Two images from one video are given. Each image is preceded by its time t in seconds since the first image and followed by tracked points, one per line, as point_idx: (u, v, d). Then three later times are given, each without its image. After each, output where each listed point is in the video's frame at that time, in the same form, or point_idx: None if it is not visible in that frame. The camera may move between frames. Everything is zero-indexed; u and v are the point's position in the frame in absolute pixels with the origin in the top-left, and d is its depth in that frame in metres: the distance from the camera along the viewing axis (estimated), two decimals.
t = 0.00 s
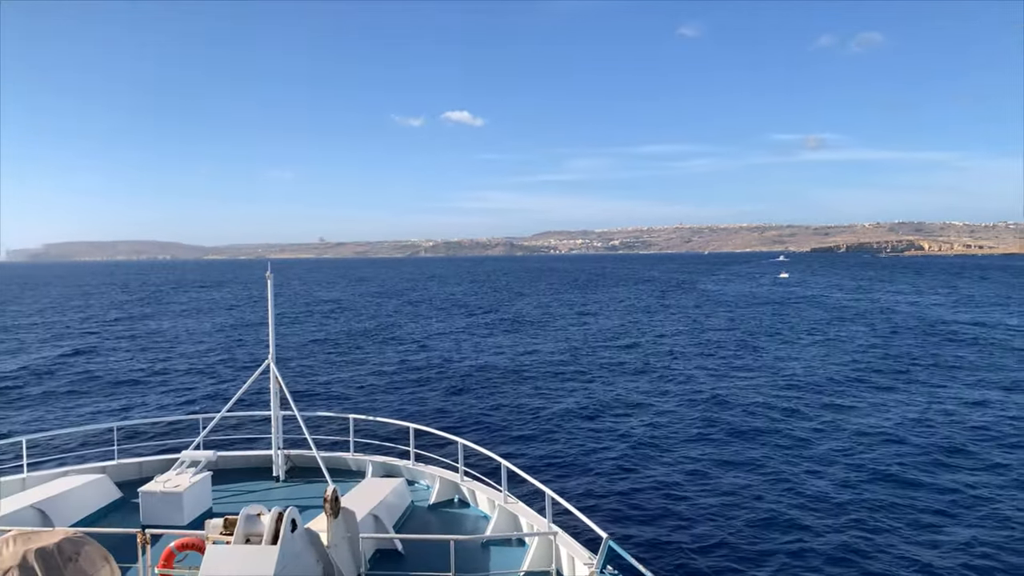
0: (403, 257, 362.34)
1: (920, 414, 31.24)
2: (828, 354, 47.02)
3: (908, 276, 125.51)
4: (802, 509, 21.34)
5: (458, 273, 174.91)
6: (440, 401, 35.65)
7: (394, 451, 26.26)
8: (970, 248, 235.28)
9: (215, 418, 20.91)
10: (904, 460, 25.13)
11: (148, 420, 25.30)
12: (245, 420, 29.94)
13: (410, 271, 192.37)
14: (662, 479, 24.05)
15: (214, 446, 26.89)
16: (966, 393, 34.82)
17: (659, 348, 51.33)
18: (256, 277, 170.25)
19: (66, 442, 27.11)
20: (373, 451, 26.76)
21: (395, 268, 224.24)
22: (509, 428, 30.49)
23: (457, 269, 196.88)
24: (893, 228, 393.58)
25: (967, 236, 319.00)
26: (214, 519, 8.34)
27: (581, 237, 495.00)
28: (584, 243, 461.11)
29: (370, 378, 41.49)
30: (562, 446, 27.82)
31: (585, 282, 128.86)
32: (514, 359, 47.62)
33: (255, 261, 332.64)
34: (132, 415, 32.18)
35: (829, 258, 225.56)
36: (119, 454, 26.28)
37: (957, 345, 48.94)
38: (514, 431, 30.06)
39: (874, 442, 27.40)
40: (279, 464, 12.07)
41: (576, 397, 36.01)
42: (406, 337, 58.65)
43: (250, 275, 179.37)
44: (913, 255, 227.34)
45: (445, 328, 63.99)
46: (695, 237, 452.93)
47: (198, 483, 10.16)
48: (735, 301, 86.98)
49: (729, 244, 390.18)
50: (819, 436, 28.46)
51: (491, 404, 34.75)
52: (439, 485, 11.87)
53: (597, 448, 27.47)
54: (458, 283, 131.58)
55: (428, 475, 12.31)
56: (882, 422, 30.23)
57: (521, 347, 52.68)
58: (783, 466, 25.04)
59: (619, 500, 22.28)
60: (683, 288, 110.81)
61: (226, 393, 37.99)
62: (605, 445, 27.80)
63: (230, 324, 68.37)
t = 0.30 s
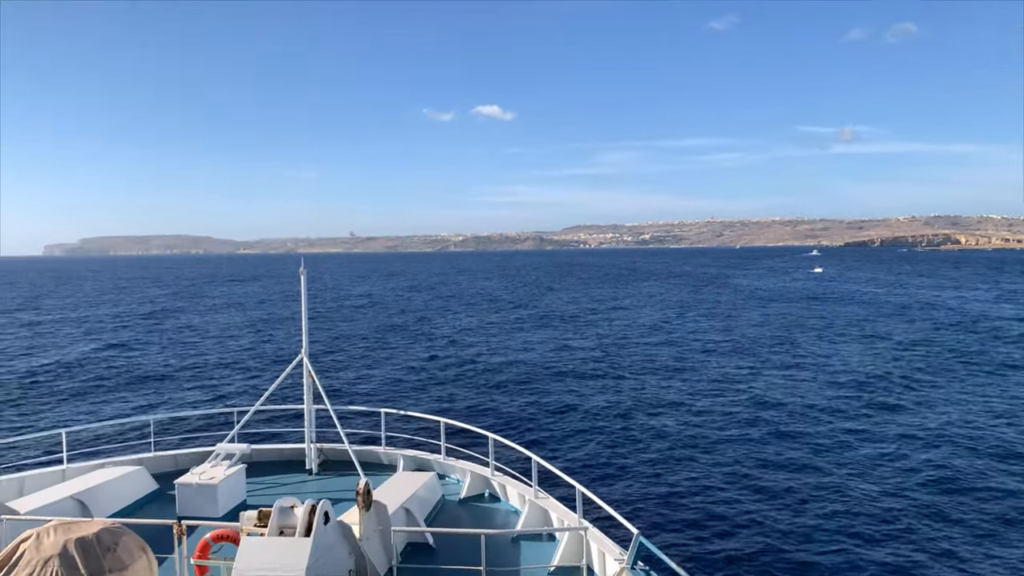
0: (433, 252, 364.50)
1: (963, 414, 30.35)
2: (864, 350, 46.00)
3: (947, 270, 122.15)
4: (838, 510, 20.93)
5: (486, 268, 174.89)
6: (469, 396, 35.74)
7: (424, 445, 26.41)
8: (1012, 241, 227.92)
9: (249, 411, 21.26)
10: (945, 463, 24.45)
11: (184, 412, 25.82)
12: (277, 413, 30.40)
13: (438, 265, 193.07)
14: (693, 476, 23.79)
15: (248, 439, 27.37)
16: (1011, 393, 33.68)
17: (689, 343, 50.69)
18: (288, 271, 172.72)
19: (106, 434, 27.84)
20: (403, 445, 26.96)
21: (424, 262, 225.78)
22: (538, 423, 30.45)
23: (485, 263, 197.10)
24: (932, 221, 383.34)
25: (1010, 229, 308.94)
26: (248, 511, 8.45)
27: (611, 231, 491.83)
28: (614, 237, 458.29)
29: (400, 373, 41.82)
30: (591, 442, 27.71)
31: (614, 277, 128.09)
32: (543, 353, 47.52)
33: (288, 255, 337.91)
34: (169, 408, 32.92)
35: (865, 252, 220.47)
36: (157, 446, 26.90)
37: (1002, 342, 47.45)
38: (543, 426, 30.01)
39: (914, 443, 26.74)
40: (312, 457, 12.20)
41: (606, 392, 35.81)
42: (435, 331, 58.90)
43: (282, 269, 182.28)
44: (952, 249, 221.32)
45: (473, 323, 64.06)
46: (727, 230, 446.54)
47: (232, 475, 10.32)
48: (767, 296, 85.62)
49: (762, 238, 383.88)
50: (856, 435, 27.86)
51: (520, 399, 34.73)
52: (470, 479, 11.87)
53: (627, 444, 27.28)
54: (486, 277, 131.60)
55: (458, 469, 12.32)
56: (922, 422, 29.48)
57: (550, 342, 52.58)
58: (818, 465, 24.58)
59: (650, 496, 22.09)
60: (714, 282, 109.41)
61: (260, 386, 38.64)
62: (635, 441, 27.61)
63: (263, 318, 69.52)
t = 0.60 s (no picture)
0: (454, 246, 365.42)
1: (995, 410, 29.68)
2: (893, 343, 45.24)
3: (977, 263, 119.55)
4: (866, 505, 20.62)
5: (506, 262, 174.79)
6: (491, 390, 35.79)
7: (447, 440, 26.53)
8: None
9: (274, 405, 21.52)
10: (976, 460, 23.93)
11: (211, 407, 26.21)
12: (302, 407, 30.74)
13: (459, 259, 193.36)
14: (718, 470, 23.59)
15: (273, 433, 27.71)
16: None
17: (712, 337, 50.22)
18: (312, 265, 174.86)
19: (135, 427, 28.39)
20: (425, 439, 27.09)
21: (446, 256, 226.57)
22: (560, 418, 30.40)
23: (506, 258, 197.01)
24: (963, 213, 375.18)
25: None
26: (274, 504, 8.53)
27: (632, 225, 489.07)
28: (635, 230, 455.34)
29: (423, 367, 42.04)
30: (613, 436, 27.58)
31: (636, 270, 127.45)
32: (564, 348, 47.39)
33: (311, 251, 341.12)
34: (196, 403, 33.45)
35: (893, 244, 216.66)
36: (185, 440, 27.35)
37: None
38: (565, 421, 29.95)
39: (944, 438, 26.26)
40: (335, 451, 12.27)
41: (628, 387, 35.60)
42: (456, 326, 59.05)
43: (306, 264, 184.47)
44: (982, 241, 216.20)
45: (494, 318, 64.06)
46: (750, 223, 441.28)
47: (256, 469, 10.42)
48: (791, 289, 84.56)
49: (786, 231, 378.65)
50: (883, 430, 27.40)
51: (541, 394, 34.70)
52: (492, 474, 11.87)
53: (650, 439, 27.12)
54: (506, 272, 131.52)
55: (481, 464, 12.32)
56: (953, 416, 28.92)
57: (571, 336, 52.41)
58: (846, 460, 24.24)
59: (672, 491, 21.95)
60: (738, 275, 108.24)
61: (284, 381, 39.11)
62: (658, 436, 27.43)
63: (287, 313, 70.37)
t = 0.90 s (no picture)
0: (471, 238, 365.69)
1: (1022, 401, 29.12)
2: (915, 334, 44.66)
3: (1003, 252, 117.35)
4: (887, 497, 20.40)
5: (523, 253, 174.56)
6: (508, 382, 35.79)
7: (464, 432, 26.61)
8: None
9: (293, 396, 21.72)
10: (1002, 453, 23.52)
11: (231, 398, 26.51)
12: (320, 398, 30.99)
13: (475, 251, 193.52)
14: (736, 462, 23.46)
15: (292, 425, 27.98)
16: None
17: (731, 328, 49.78)
18: (330, 258, 176.07)
19: (157, 419, 28.81)
20: (442, 431, 27.21)
21: (461, 247, 227.08)
22: (577, 410, 30.36)
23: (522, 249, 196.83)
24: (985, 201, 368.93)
25: None
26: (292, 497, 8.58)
27: (649, 215, 485.95)
28: (652, 220, 452.66)
29: (440, 359, 42.21)
30: (631, 428, 27.50)
31: (653, 261, 126.97)
32: (581, 339, 47.28)
33: (330, 242, 343.45)
34: (216, 394, 33.88)
35: (915, 233, 213.27)
36: (206, 431, 27.70)
37: None
38: (582, 413, 29.90)
39: (968, 431, 25.89)
40: (353, 444, 12.35)
41: (646, 379, 35.44)
42: (473, 317, 59.11)
43: (324, 256, 185.77)
44: (1007, 229, 212.19)
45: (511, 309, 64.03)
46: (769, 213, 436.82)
47: (275, 460, 10.50)
48: (811, 279, 83.74)
49: (805, 220, 374.35)
50: (907, 423, 27.01)
51: (558, 386, 34.65)
52: (509, 466, 11.86)
53: (667, 431, 27.00)
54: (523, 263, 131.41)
55: (498, 456, 12.32)
56: (977, 408, 28.50)
57: (588, 328, 52.27)
58: (867, 452, 23.98)
59: (690, 483, 21.85)
60: (757, 266, 107.35)
61: (303, 373, 39.47)
62: (676, 428, 27.30)
63: (306, 305, 70.98)
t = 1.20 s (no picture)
0: (485, 226, 365.75)
1: None
2: (935, 322, 44.14)
3: None
4: (905, 491, 20.26)
5: (536, 240, 174.29)
6: (522, 370, 35.88)
7: (479, 420, 26.70)
8: None
9: (309, 384, 21.91)
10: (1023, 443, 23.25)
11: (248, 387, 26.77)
12: (336, 386, 31.22)
13: (487, 239, 193.60)
14: (752, 452, 23.37)
15: (309, 412, 28.22)
16: None
17: (747, 316, 49.50)
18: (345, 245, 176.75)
19: (176, 407, 29.18)
20: (457, 419, 27.40)
21: (475, 235, 227.36)
22: (591, 398, 30.38)
23: (536, 237, 196.74)
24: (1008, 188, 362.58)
25: None
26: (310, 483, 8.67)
27: (664, 203, 482.88)
28: (667, 207, 449.82)
29: (455, 347, 42.31)
30: (645, 417, 27.50)
31: (668, 248, 126.31)
32: (595, 328, 47.19)
33: (344, 230, 344.60)
34: (234, 382, 34.21)
35: (935, 221, 210.32)
36: (223, 418, 28.04)
37: None
38: (597, 401, 29.91)
39: (988, 421, 25.61)
40: (369, 432, 12.40)
41: (661, 367, 35.33)
42: (487, 306, 59.23)
43: (339, 244, 186.56)
44: None
45: (526, 297, 64.08)
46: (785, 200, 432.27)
47: (291, 449, 10.57)
48: (828, 266, 82.95)
49: (822, 207, 370.33)
50: (925, 413, 26.77)
51: (573, 374, 34.69)
52: (524, 454, 11.85)
53: (682, 420, 26.95)
54: (537, 251, 131.24)
55: (513, 444, 12.34)
56: (997, 398, 28.17)
57: (602, 316, 52.21)
58: (884, 443, 23.80)
59: (705, 471, 21.86)
60: (772, 253, 106.54)
61: (319, 361, 39.77)
62: (691, 416, 27.25)
63: (321, 293, 71.42)
